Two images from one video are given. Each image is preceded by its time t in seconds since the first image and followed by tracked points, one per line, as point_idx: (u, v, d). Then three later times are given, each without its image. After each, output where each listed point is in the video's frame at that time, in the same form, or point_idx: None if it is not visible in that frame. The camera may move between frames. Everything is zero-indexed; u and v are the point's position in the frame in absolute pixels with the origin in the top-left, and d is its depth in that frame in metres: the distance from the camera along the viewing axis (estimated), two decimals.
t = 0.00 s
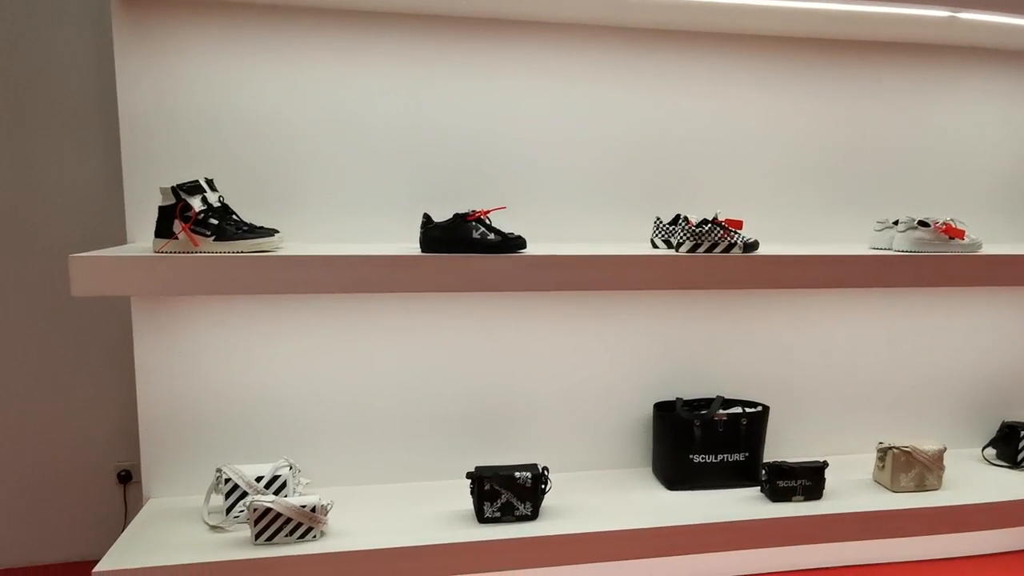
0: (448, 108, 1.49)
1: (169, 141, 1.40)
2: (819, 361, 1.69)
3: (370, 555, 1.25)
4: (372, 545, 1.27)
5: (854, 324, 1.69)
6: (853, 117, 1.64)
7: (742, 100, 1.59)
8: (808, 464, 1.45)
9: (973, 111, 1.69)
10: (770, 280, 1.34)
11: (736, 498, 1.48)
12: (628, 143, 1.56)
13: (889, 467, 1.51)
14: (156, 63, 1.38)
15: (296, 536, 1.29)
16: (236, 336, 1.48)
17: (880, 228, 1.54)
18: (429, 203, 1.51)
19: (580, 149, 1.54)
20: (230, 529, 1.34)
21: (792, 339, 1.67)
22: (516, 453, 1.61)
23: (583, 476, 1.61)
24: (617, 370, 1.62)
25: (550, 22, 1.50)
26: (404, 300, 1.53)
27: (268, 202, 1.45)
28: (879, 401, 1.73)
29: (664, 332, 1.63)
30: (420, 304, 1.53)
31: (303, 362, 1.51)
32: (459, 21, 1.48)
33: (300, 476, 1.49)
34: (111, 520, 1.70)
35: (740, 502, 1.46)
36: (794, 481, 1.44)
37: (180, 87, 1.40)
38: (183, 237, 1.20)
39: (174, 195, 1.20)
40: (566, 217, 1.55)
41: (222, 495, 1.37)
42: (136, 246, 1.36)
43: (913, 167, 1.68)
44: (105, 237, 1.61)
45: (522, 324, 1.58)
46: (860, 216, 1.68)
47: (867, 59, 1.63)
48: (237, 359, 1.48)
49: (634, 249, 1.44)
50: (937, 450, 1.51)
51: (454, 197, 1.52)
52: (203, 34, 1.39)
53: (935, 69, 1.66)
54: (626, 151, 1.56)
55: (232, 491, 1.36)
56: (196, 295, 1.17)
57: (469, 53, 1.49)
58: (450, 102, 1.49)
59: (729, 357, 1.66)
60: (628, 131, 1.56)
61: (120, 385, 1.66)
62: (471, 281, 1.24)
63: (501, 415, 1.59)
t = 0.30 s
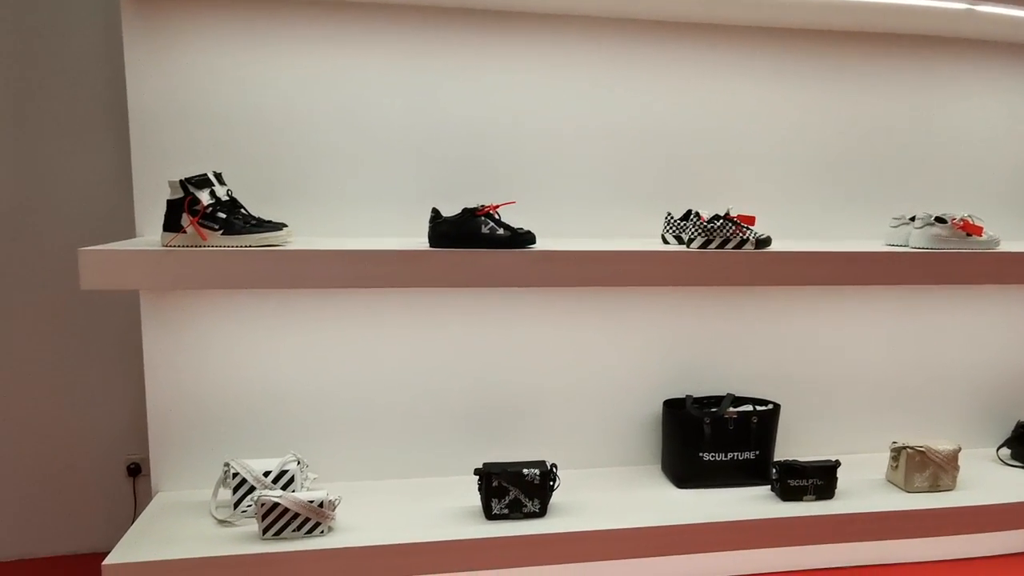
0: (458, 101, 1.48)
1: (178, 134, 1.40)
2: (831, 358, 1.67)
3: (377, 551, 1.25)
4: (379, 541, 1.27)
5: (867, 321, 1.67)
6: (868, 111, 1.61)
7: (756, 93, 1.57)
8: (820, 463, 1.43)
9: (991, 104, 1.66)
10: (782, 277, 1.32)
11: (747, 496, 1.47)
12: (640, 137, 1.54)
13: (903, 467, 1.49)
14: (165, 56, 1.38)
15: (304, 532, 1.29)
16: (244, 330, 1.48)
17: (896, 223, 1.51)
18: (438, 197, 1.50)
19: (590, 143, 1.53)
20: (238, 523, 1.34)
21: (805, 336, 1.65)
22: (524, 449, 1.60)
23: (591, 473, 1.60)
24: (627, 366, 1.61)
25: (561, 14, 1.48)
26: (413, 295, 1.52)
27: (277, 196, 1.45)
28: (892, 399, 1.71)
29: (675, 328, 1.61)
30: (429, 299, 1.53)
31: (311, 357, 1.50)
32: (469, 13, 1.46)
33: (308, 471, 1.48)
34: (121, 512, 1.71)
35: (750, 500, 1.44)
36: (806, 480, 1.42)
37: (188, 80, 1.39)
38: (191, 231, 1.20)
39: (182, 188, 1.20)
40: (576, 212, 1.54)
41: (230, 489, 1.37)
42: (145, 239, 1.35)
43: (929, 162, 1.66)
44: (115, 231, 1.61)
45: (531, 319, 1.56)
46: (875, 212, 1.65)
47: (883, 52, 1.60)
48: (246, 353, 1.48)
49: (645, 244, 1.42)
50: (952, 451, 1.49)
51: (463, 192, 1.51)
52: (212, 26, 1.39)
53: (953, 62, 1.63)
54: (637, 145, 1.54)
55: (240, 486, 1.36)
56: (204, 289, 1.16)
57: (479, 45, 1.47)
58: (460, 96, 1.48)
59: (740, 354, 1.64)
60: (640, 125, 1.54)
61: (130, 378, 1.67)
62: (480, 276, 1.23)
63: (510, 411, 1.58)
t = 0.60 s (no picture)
0: (472, 90, 1.45)
1: (188, 123, 1.38)
2: (851, 355, 1.63)
3: (388, 546, 1.24)
4: (390, 536, 1.25)
5: (889, 317, 1.63)
6: (893, 101, 1.57)
7: (777, 83, 1.53)
8: (841, 462, 1.40)
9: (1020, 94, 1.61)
10: (804, 271, 1.29)
11: (764, 495, 1.44)
12: (657, 127, 1.51)
13: (926, 466, 1.46)
14: (175, 43, 1.36)
15: (315, 525, 1.28)
16: (255, 321, 1.46)
17: (922, 216, 1.48)
18: (451, 188, 1.47)
19: (607, 133, 1.49)
20: (249, 515, 1.34)
21: (825, 332, 1.62)
22: (537, 444, 1.58)
23: (605, 469, 1.57)
24: (642, 361, 1.58)
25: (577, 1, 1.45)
26: (425, 287, 1.50)
27: (288, 186, 1.43)
28: (914, 397, 1.67)
29: (692, 323, 1.58)
30: (442, 292, 1.50)
31: (322, 349, 1.49)
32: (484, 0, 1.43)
33: (319, 464, 1.47)
34: (133, 503, 1.71)
35: (768, 499, 1.42)
36: (826, 479, 1.39)
37: (199, 68, 1.37)
38: (201, 221, 1.18)
39: (193, 177, 1.18)
40: (591, 203, 1.51)
41: (241, 481, 1.36)
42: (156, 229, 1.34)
43: (955, 154, 1.61)
44: (127, 220, 1.60)
45: (545, 313, 1.54)
46: (899, 205, 1.61)
47: (909, 40, 1.56)
48: (257, 345, 1.47)
49: (663, 237, 1.39)
50: (977, 450, 1.45)
51: (477, 182, 1.48)
52: (222, 14, 1.37)
53: (982, 50, 1.58)
54: (654, 136, 1.51)
55: (251, 479, 1.35)
56: (215, 280, 1.15)
57: (493, 32, 1.44)
58: (474, 84, 1.45)
59: (758, 350, 1.61)
60: (657, 115, 1.50)
61: (142, 369, 1.66)
62: (494, 268, 1.21)
63: (523, 405, 1.56)
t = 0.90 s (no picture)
0: (480, 82, 1.42)
1: (193, 114, 1.36)
2: (867, 353, 1.60)
3: (395, 546, 1.21)
4: (398, 535, 1.23)
5: (907, 314, 1.60)
6: (912, 93, 1.53)
7: (793, 74, 1.49)
8: (857, 463, 1.37)
9: None
10: (821, 267, 1.25)
11: (778, 495, 1.41)
12: (670, 119, 1.47)
13: (945, 468, 1.43)
14: (180, 33, 1.33)
15: (321, 524, 1.25)
16: (261, 316, 1.44)
17: (943, 212, 1.44)
18: (460, 181, 1.45)
19: (619, 125, 1.46)
20: (254, 513, 1.32)
21: (840, 329, 1.58)
22: (546, 442, 1.55)
23: (615, 468, 1.55)
24: (654, 358, 1.55)
25: None
26: (433, 281, 1.47)
27: (294, 179, 1.41)
28: (930, 396, 1.64)
29: (705, 319, 1.55)
30: (449, 287, 1.48)
31: (329, 344, 1.47)
32: None
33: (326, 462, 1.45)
34: (139, 497, 1.69)
35: (782, 499, 1.39)
36: (842, 480, 1.36)
37: (204, 58, 1.35)
38: (205, 213, 1.16)
39: (197, 169, 1.16)
40: (603, 197, 1.48)
41: (246, 478, 1.34)
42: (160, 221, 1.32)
43: (975, 147, 1.57)
44: (131, 212, 1.58)
45: (554, 308, 1.51)
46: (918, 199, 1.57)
47: (929, 30, 1.52)
48: (262, 340, 1.45)
49: (676, 232, 1.36)
50: (997, 451, 1.42)
51: (486, 175, 1.45)
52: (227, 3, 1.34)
53: (1004, 41, 1.54)
54: (667, 128, 1.47)
55: (256, 476, 1.33)
56: (220, 274, 1.13)
57: (503, 22, 1.41)
58: (483, 75, 1.42)
59: (771, 347, 1.58)
60: (671, 107, 1.47)
61: (147, 363, 1.64)
62: (504, 263, 1.18)
63: (533, 402, 1.54)
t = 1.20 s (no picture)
0: (484, 72, 1.39)
1: (190, 106, 1.32)
2: (880, 351, 1.57)
3: (397, 548, 1.19)
4: (399, 537, 1.20)
5: (920, 312, 1.56)
6: (927, 85, 1.49)
7: (805, 66, 1.45)
8: (870, 464, 1.34)
9: None
10: (835, 263, 1.22)
11: (789, 496, 1.38)
12: (679, 112, 1.44)
13: (960, 469, 1.39)
14: (176, 23, 1.30)
15: (321, 525, 1.23)
16: (260, 313, 1.41)
17: (960, 206, 1.40)
18: (463, 175, 1.41)
19: (626, 118, 1.43)
20: (253, 514, 1.29)
21: (852, 327, 1.55)
22: (552, 441, 1.52)
23: (621, 468, 1.52)
24: (662, 356, 1.52)
25: None
26: (436, 277, 1.44)
27: (295, 173, 1.37)
28: (943, 395, 1.60)
29: (714, 317, 1.51)
30: (453, 283, 1.45)
31: (330, 342, 1.44)
32: None
33: (327, 461, 1.42)
34: (138, 495, 1.67)
35: (793, 501, 1.36)
36: (854, 481, 1.33)
37: (200, 49, 1.31)
38: (201, 207, 1.13)
39: (193, 161, 1.13)
40: (610, 191, 1.45)
41: (246, 478, 1.32)
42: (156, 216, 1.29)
43: (992, 140, 1.53)
44: (128, 205, 1.55)
45: (560, 306, 1.48)
46: (932, 194, 1.53)
47: (945, 20, 1.48)
48: (261, 337, 1.42)
49: (686, 227, 1.33)
50: (1014, 452, 1.39)
51: (490, 169, 1.42)
52: None
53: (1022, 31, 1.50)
54: (676, 121, 1.44)
55: (255, 476, 1.30)
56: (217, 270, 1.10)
57: (508, 11, 1.37)
58: (487, 66, 1.38)
59: (782, 346, 1.54)
60: (679, 99, 1.43)
61: (145, 359, 1.62)
62: (509, 259, 1.15)
63: (538, 401, 1.51)
